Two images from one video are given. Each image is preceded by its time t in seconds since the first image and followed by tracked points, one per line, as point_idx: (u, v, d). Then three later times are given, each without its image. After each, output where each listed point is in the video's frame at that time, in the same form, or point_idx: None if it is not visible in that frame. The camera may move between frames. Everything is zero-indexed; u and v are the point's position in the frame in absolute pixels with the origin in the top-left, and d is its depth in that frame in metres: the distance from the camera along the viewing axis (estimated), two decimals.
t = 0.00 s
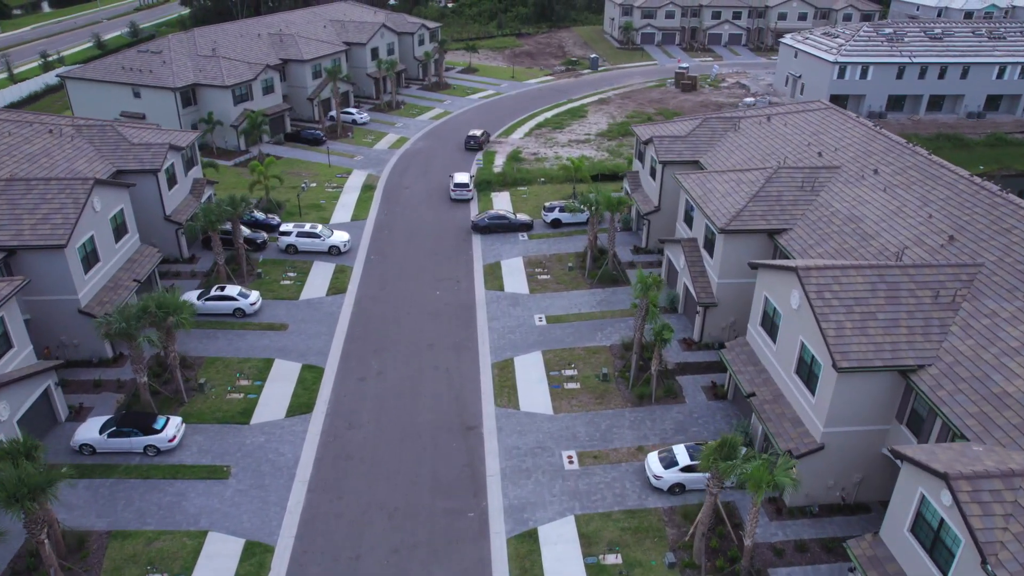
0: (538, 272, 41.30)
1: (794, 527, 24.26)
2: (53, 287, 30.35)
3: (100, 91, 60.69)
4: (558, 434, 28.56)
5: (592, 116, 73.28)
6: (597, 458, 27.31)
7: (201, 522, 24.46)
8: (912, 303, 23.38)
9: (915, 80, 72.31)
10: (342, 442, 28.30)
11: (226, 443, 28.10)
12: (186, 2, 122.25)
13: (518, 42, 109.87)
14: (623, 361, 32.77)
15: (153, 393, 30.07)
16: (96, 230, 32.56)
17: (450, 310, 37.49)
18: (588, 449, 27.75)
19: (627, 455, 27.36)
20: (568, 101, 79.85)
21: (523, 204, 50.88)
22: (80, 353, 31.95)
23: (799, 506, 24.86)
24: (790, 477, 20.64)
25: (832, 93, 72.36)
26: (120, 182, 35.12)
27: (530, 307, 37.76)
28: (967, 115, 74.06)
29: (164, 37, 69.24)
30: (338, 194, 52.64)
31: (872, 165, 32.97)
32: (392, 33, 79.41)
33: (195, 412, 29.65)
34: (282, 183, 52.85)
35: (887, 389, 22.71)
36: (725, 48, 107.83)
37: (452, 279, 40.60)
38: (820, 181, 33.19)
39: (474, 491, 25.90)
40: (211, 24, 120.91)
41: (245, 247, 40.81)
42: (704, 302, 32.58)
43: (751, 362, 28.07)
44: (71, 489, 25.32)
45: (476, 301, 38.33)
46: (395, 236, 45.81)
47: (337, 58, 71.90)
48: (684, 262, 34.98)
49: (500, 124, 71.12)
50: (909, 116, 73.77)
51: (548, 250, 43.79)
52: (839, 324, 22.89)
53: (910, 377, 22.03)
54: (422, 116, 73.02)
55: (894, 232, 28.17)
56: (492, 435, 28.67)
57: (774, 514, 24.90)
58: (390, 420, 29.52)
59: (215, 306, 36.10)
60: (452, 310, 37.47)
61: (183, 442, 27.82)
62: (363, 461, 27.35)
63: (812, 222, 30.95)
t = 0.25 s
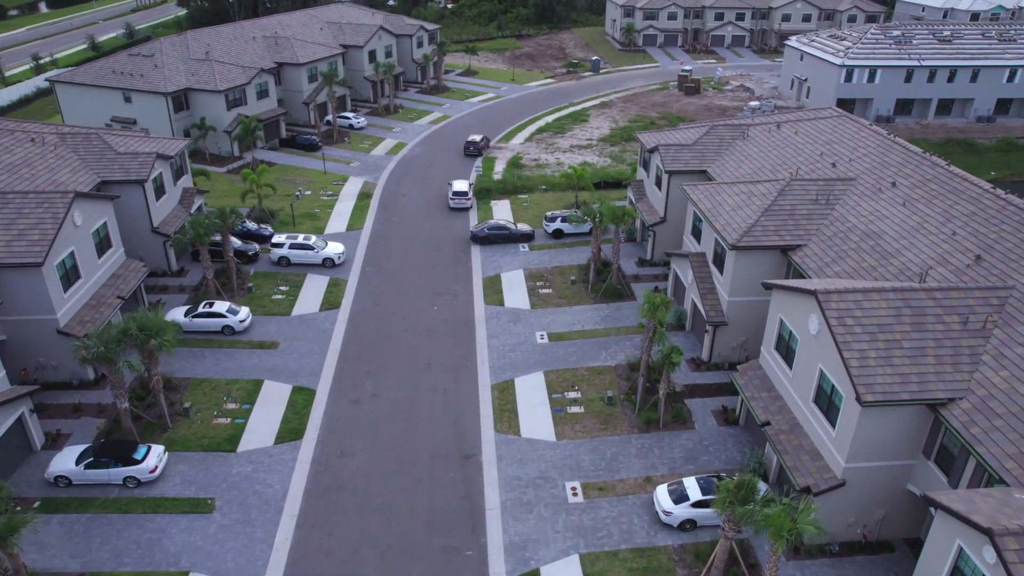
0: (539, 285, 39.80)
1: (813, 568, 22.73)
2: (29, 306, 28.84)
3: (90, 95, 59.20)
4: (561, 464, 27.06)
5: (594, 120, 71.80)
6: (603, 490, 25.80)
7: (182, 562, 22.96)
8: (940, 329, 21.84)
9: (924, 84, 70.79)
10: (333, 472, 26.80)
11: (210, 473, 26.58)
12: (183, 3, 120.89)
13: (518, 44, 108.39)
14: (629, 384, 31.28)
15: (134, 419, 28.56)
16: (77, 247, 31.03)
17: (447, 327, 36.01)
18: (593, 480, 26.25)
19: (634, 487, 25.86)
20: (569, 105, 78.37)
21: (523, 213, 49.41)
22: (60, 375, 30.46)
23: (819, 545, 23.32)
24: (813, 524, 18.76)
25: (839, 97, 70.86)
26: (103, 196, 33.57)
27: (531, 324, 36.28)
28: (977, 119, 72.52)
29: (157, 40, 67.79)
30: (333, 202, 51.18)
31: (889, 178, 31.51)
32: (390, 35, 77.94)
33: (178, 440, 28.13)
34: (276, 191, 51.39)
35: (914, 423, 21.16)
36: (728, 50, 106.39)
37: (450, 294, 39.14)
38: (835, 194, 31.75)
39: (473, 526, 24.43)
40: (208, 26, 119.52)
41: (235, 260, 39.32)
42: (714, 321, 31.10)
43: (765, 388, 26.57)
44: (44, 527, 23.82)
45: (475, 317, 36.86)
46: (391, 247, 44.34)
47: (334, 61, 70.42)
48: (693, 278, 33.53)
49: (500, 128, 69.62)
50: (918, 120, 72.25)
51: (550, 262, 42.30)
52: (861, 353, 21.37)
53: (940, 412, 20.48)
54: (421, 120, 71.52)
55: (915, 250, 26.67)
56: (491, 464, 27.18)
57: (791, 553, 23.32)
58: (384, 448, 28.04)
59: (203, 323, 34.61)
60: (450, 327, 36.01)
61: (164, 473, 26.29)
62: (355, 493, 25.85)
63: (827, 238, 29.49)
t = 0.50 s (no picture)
0: (541, 300, 38.31)
1: None
2: (4, 328, 27.34)
3: (79, 99, 57.71)
4: (564, 497, 25.57)
5: (596, 124, 70.33)
6: (609, 525, 24.30)
7: None
8: (972, 361, 20.31)
9: (933, 88, 69.29)
10: (323, 505, 25.33)
11: (193, 507, 25.08)
12: (180, 4, 119.42)
13: (519, 46, 106.93)
14: (635, 408, 29.80)
15: (114, 447, 27.05)
16: (56, 265, 29.49)
17: (445, 345, 34.55)
18: (598, 515, 24.75)
19: (643, 523, 24.35)
20: (571, 108, 76.89)
21: (524, 223, 47.96)
22: (37, 399, 28.97)
23: None
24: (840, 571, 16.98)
25: (847, 101, 69.38)
26: (86, 210, 32.01)
27: (532, 342, 34.81)
28: (987, 123, 71.03)
29: (149, 43, 66.30)
30: (328, 211, 49.72)
31: (909, 191, 30.02)
32: (388, 38, 76.47)
33: (160, 469, 26.63)
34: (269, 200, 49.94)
35: (946, 463, 19.62)
36: (731, 52, 104.93)
37: (449, 309, 37.66)
38: (851, 208, 30.29)
39: (470, 565, 22.93)
40: (205, 27, 118.06)
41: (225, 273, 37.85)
42: (725, 342, 29.62)
43: (781, 417, 25.09)
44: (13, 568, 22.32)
45: (474, 334, 35.39)
46: (388, 259, 42.86)
47: (331, 65, 68.96)
48: (702, 295, 32.07)
49: (500, 133, 68.14)
50: (927, 125, 70.76)
51: (552, 275, 40.80)
52: (889, 387, 19.84)
53: (975, 452, 18.94)
54: (419, 125, 70.05)
55: (940, 270, 25.16)
56: (490, 496, 25.70)
57: None
58: (378, 479, 26.57)
59: (190, 341, 33.17)
60: (448, 345, 34.54)
61: (144, 507, 24.78)
62: (346, 528, 24.38)
63: (844, 256, 28.01)
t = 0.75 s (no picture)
0: (543, 316, 36.82)
1: None
2: None
3: (68, 104, 56.18)
4: (568, 534, 24.06)
5: (598, 129, 68.85)
6: (616, 566, 22.79)
7: None
8: (1009, 397, 18.79)
9: (943, 91, 67.78)
10: (312, 543, 23.82)
11: (174, 545, 23.57)
12: (177, 5, 117.94)
13: (519, 48, 105.45)
14: (642, 435, 28.33)
15: (91, 479, 25.53)
16: (31, 284, 27.96)
17: (443, 365, 33.06)
18: (605, 554, 23.24)
19: (652, 564, 22.84)
20: (572, 112, 75.41)
21: (525, 233, 46.50)
22: (12, 426, 27.46)
23: None
24: None
25: (854, 105, 67.89)
26: (65, 224, 30.50)
27: (534, 361, 33.33)
28: (997, 128, 69.54)
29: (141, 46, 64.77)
30: (323, 220, 48.24)
31: (930, 206, 28.51)
32: (386, 40, 74.98)
33: (140, 503, 25.12)
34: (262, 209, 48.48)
35: (983, 509, 18.09)
36: (734, 54, 103.43)
37: (446, 326, 36.18)
38: (869, 224, 28.81)
39: None
40: (202, 28, 116.58)
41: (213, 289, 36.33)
42: (736, 365, 28.18)
43: (798, 450, 23.63)
44: None
45: (473, 354, 33.91)
46: (384, 272, 41.40)
47: (327, 68, 67.49)
48: (711, 314, 30.61)
49: (500, 138, 66.66)
50: (936, 129, 69.27)
51: (554, 290, 39.31)
52: (920, 427, 18.30)
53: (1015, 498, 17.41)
54: (418, 130, 68.58)
55: (968, 293, 23.64)
56: (490, 533, 24.19)
57: None
58: (370, 513, 25.07)
59: (176, 362, 31.70)
60: (445, 365, 33.05)
61: (121, 545, 23.24)
62: (336, 569, 22.88)
63: (863, 276, 26.49)
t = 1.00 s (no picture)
0: (544, 334, 35.34)
1: None
2: None
3: (56, 110, 54.67)
4: None
5: (600, 134, 67.35)
6: None
7: None
8: None
9: (953, 96, 66.26)
10: None
11: None
12: (173, 6, 116.38)
13: (520, 50, 103.96)
14: (650, 465, 26.83)
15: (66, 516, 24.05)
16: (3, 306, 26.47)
17: (440, 388, 31.56)
18: None
19: None
20: (574, 116, 73.92)
21: (526, 244, 45.02)
22: None
23: None
24: None
25: (862, 110, 66.40)
26: (42, 241, 29.01)
27: (535, 383, 31.84)
28: (1008, 133, 68.05)
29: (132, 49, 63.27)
30: (318, 230, 46.75)
31: (953, 223, 26.98)
32: (384, 43, 73.45)
33: (117, 541, 23.62)
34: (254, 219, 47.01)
35: None
36: (738, 56, 101.92)
37: (444, 345, 34.68)
38: (889, 242, 27.29)
39: None
40: (199, 30, 114.99)
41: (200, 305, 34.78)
42: (749, 392, 26.71)
43: (818, 487, 22.11)
44: None
45: (471, 375, 32.40)
46: (379, 286, 39.92)
47: (323, 72, 65.99)
48: (722, 335, 29.13)
49: (500, 143, 65.14)
50: (945, 134, 67.78)
51: (556, 305, 37.83)
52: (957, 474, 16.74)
53: None
54: (416, 135, 67.07)
55: (999, 320, 22.09)
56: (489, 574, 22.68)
57: None
58: (362, 551, 23.56)
59: (160, 385, 30.19)
60: (442, 388, 31.54)
61: None
62: None
63: (884, 298, 24.97)
